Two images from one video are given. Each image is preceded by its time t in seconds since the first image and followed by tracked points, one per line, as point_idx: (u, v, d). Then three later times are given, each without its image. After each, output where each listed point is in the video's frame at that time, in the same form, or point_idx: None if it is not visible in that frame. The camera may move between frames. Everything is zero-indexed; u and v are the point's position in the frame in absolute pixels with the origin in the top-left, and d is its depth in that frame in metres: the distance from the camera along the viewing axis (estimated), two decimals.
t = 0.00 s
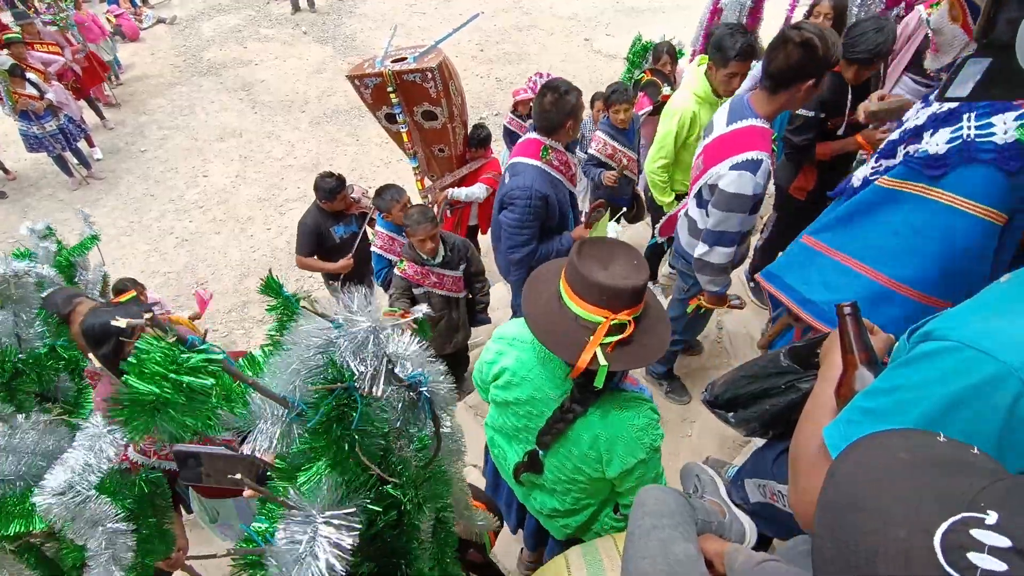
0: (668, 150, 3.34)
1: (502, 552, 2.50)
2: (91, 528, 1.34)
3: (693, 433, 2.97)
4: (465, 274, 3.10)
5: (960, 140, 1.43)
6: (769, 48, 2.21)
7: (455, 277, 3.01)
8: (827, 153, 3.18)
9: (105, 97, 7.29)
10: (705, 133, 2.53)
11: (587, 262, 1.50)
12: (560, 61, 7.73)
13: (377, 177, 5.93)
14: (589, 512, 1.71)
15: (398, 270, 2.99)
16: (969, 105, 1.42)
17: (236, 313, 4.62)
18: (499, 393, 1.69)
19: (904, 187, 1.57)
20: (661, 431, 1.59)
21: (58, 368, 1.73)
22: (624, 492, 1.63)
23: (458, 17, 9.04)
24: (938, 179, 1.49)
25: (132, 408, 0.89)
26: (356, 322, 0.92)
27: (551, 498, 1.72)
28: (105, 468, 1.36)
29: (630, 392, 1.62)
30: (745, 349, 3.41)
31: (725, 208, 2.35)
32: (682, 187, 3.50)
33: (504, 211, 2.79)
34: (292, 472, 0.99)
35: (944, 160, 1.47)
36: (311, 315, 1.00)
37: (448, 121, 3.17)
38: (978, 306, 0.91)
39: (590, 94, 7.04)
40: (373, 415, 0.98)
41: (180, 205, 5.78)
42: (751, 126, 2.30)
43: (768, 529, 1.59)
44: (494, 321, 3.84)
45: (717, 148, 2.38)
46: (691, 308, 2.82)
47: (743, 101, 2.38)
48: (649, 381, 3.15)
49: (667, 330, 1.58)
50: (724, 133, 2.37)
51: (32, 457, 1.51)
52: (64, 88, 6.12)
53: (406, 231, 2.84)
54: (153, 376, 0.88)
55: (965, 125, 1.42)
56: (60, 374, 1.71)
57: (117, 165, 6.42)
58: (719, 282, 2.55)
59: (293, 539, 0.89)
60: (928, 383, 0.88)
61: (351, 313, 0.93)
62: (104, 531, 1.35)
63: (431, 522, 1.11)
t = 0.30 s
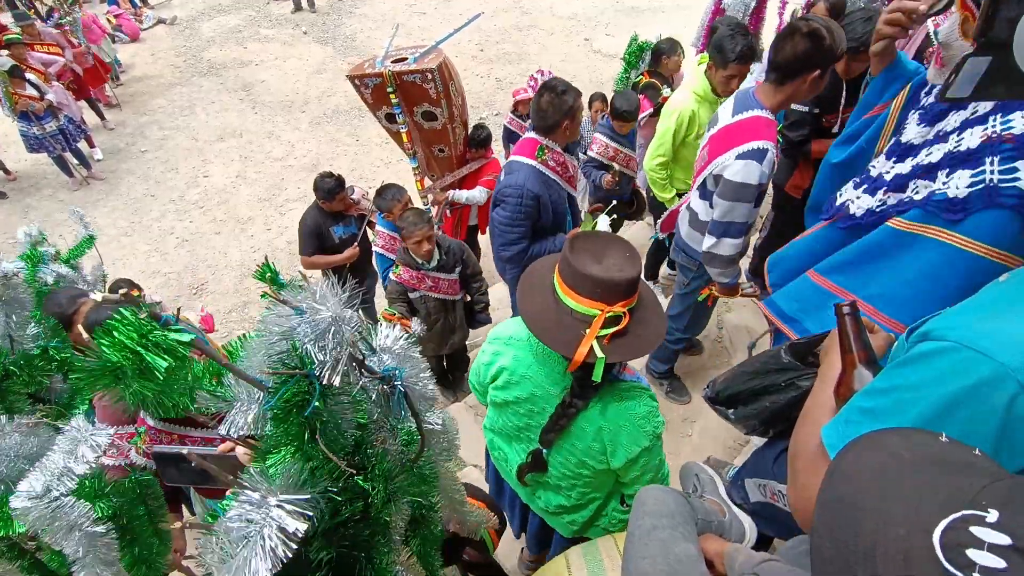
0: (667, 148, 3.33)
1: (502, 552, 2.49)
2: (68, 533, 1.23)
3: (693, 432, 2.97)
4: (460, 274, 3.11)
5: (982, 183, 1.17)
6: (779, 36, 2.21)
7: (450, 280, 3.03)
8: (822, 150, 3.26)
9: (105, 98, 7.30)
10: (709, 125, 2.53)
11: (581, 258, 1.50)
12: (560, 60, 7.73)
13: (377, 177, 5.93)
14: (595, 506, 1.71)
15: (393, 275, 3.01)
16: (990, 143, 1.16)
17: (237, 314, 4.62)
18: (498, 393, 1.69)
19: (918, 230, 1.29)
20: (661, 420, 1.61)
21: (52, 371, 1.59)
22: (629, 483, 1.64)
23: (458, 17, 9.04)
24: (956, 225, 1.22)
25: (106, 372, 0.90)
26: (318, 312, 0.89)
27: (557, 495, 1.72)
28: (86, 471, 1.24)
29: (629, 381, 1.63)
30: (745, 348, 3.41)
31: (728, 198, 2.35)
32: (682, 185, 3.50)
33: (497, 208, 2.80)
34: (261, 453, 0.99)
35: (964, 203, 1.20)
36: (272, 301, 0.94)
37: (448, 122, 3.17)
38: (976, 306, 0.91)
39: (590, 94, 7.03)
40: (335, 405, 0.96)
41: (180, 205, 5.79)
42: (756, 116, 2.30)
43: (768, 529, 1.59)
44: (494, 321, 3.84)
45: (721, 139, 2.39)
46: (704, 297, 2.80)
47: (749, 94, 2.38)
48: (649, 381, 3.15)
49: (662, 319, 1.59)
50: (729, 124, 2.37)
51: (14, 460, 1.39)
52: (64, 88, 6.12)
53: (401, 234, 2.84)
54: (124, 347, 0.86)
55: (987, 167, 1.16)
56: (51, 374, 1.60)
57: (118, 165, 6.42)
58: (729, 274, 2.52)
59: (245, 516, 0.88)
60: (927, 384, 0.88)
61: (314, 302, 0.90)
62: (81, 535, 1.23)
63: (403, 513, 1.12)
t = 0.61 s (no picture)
0: (665, 149, 3.32)
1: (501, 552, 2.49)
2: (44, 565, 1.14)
3: (693, 432, 2.97)
4: (454, 274, 3.10)
5: (996, 208, 1.08)
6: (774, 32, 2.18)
7: (444, 279, 3.02)
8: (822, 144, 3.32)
9: (105, 97, 7.30)
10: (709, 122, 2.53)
11: (575, 254, 1.49)
12: (560, 60, 7.73)
13: (377, 177, 5.93)
14: (602, 505, 1.73)
15: (388, 277, 3.01)
16: (1001, 168, 1.08)
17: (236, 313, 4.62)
18: (499, 399, 1.68)
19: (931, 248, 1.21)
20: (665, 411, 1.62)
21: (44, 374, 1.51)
22: (636, 477, 1.65)
23: (458, 17, 9.03)
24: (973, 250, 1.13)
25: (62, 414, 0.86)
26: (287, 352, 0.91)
27: (564, 497, 1.73)
28: (64, 495, 1.18)
29: (630, 376, 1.64)
30: (746, 348, 3.41)
31: (721, 186, 2.31)
32: (680, 185, 3.49)
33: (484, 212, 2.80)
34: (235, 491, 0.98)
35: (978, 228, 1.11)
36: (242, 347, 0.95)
37: (448, 121, 3.17)
38: (976, 310, 0.91)
39: (590, 94, 7.03)
40: (310, 443, 0.95)
41: (180, 205, 5.78)
42: (753, 109, 2.31)
43: (768, 528, 1.59)
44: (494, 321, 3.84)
45: (719, 128, 2.38)
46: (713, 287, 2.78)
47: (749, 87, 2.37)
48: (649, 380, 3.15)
49: (660, 313, 1.58)
50: (728, 113, 2.38)
51: None
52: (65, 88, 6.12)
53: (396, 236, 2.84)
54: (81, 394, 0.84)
55: (1000, 193, 1.07)
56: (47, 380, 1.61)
57: (118, 165, 6.42)
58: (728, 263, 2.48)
59: (215, 559, 0.83)
60: (929, 388, 0.87)
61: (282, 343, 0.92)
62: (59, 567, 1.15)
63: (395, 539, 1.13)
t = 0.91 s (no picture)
0: (663, 150, 3.31)
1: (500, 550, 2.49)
2: (30, 548, 1.21)
3: (693, 432, 2.97)
4: (451, 272, 3.10)
5: (983, 244, 1.21)
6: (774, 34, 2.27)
7: (443, 277, 3.02)
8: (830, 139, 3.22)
9: (105, 95, 7.29)
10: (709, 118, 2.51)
11: (590, 257, 1.50)
12: (561, 59, 7.72)
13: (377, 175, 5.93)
14: (616, 509, 1.73)
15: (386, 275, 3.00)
16: (983, 210, 1.20)
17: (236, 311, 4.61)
18: (509, 410, 1.65)
19: (930, 277, 1.34)
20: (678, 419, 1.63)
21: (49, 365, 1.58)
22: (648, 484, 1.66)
23: (458, 16, 9.03)
24: (967, 278, 1.28)
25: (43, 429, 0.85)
26: (285, 341, 0.91)
27: (578, 504, 1.74)
28: (54, 484, 1.20)
29: (642, 383, 1.66)
30: (745, 348, 3.41)
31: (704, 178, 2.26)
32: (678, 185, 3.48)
33: (475, 215, 2.83)
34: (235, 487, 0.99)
35: (967, 261, 1.26)
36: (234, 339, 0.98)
37: (448, 119, 3.17)
38: (974, 313, 0.91)
39: (590, 93, 7.02)
40: (311, 436, 0.97)
41: (180, 203, 5.78)
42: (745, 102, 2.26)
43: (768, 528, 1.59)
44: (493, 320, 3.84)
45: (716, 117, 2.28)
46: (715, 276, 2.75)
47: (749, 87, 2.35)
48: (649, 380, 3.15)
49: (672, 318, 1.59)
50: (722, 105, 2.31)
51: None
52: (65, 85, 6.12)
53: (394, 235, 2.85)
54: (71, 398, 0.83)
55: (986, 231, 1.20)
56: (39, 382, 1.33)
57: (118, 163, 6.42)
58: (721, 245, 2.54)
59: (227, 556, 0.88)
60: (929, 392, 0.87)
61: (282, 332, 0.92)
62: (43, 553, 1.20)
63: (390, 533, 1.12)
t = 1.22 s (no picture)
0: (664, 152, 3.29)
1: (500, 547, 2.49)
2: (29, 550, 1.18)
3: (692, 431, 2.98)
4: (451, 270, 3.10)
5: (970, 242, 1.21)
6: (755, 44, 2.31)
7: (443, 275, 3.02)
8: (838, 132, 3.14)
9: (105, 93, 7.28)
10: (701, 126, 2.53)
11: (600, 266, 1.50)
12: (561, 58, 7.71)
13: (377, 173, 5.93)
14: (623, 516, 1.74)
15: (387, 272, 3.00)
16: (968, 207, 1.21)
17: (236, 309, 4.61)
18: (514, 416, 1.65)
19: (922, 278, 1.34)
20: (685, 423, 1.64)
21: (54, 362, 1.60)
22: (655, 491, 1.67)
23: (458, 14, 9.02)
24: (957, 277, 1.27)
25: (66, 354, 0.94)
26: (278, 285, 0.90)
27: (584, 512, 1.74)
28: (52, 484, 1.18)
29: (649, 390, 1.65)
30: (745, 348, 3.41)
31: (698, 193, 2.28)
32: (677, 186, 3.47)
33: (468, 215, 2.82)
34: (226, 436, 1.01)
35: (956, 259, 1.26)
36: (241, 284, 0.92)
37: (447, 118, 3.17)
38: (975, 313, 0.91)
39: (590, 92, 7.02)
40: (299, 383, 0.97)
41: (180, 200, 5.78)
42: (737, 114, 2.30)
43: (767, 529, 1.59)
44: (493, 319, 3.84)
45: (705, 132, 2.34)
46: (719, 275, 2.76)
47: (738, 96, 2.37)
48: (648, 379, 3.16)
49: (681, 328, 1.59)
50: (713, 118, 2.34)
51: None
52: (65, 82, 6.11)
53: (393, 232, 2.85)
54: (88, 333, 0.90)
55: (971, 227, 1.20)
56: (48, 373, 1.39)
57: (117, 160, 6.41)
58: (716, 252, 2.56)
59: (212, 490, 0.88)
60: (929, 393, 0.87)
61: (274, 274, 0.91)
62: (42, 554, 1.17)
63: (380, 497, 1.09)
